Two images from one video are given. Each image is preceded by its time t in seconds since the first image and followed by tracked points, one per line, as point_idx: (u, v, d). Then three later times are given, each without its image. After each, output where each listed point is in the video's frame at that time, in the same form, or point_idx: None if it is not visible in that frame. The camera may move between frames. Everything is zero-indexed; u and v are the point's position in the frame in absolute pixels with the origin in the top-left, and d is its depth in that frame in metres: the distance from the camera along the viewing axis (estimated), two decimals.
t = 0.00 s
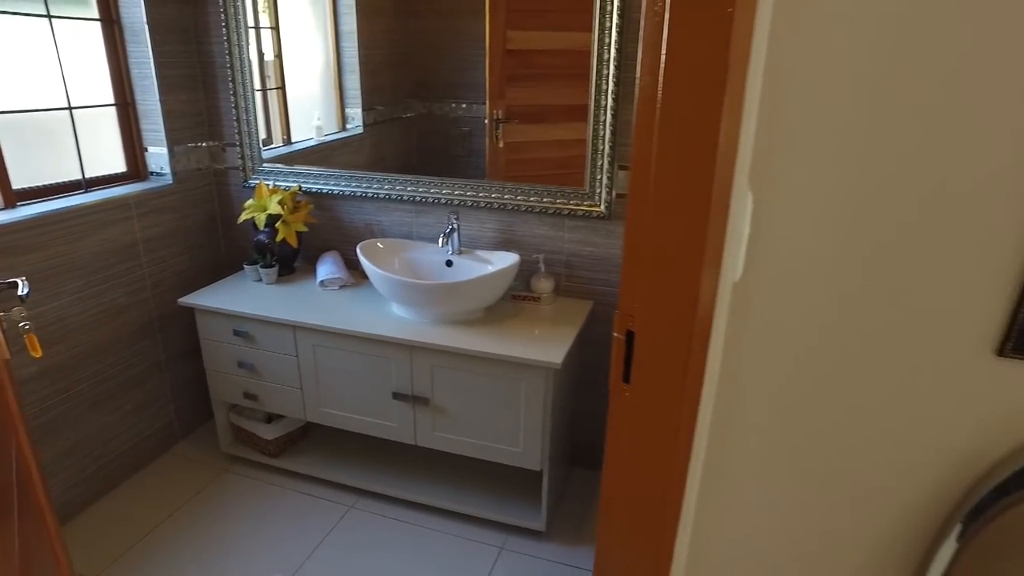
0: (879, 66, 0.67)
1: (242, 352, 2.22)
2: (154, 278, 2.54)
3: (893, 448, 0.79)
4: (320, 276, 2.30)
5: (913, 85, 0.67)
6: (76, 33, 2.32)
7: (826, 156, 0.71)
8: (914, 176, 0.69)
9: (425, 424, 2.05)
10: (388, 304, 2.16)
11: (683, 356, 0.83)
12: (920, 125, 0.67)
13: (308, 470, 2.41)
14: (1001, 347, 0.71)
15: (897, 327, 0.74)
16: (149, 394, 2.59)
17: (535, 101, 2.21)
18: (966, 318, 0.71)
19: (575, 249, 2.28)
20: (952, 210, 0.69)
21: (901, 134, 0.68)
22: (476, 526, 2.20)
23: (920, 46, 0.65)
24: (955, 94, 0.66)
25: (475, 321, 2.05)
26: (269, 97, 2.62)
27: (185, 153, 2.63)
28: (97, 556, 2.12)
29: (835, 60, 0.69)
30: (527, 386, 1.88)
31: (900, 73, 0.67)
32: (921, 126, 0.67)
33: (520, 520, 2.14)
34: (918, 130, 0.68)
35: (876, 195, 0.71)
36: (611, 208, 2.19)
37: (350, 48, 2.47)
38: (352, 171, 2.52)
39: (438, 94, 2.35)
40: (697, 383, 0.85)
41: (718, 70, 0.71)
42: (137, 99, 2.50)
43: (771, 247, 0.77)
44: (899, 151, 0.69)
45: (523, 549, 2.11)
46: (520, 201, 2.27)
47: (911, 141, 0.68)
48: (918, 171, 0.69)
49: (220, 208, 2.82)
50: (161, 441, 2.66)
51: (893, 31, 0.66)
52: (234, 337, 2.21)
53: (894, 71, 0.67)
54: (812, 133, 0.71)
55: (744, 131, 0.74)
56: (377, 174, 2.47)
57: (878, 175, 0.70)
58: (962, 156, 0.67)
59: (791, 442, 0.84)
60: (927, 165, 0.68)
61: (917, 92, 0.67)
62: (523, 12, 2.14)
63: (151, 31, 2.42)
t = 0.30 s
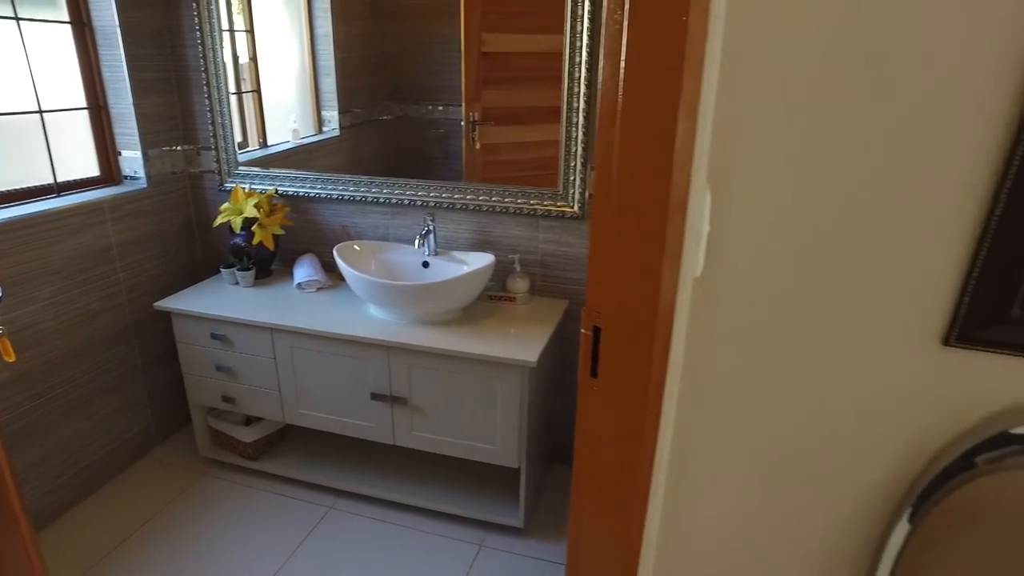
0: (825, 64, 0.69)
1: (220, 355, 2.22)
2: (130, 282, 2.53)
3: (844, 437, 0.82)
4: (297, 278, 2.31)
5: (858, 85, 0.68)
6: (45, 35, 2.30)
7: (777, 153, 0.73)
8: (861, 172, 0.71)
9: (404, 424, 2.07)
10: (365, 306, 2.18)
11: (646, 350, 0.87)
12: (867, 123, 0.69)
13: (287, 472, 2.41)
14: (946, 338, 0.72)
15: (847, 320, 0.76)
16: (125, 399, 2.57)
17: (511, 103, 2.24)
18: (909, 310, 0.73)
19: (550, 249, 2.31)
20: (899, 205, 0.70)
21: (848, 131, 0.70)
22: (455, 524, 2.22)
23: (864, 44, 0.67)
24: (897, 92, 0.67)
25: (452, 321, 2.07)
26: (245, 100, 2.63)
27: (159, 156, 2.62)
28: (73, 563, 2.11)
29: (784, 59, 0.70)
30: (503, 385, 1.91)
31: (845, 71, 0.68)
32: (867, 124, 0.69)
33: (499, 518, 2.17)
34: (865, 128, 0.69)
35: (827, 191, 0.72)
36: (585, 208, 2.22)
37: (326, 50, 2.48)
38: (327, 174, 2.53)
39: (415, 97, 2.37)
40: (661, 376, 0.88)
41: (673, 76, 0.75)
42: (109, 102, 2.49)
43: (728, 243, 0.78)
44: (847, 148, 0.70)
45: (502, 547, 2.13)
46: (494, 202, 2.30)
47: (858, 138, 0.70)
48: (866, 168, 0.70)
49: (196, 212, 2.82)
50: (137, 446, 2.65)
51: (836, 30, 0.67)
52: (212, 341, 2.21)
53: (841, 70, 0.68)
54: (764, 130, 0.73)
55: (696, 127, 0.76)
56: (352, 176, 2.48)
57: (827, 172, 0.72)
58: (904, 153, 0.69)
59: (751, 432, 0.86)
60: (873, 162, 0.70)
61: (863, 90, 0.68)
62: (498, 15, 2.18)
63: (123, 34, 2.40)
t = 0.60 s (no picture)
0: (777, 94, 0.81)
1: (196, 358, 2.22)
2: (104, 286, 2.51)
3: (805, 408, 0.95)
4: (274, 280, 2.31)
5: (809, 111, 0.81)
6: (13, 36, 2.27)
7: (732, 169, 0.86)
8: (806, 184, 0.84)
9: (382, 423, 2.08)
10: (342, 307, 2.18)
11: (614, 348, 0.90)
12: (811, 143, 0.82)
13: (267, 474, 2.41)
14: (900, 327, 0.86)
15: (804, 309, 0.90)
16: (101, 404, 2.56)
17: (486, 104, 2.27)
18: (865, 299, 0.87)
19: (526, 248, 2.34)
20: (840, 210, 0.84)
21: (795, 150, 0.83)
22: (435, 522, 2.24)
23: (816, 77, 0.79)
24: (849, 117, 0.80)
25: (429, 320, 2.09)
26: (219, 102, 2.61)
27: (133, 159, 2.61)
28: (51, 568, 2.09)
29: (741, 88, 0.82)
30: (480, 382, 1.93)
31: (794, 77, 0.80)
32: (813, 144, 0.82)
33: (479, 515, 2.19)
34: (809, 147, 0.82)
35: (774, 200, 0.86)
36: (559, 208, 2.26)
37: (301, 52, 2.48)
38: (303, 176, 2.53)
39: (391, 98, 2.39)
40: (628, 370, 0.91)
41: (634, 79, 0.78)
42: (80, 104, 2.47)
43: (689, 243, 0.91)
44: (795, 164, 0.83)
45: (482, 543, 2.16)
46: (470, 202, 2.32)
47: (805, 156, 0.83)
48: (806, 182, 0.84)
49: (171, 214, 2.80)
50: (114, 451, 2.63)
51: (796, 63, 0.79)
52: (188, 343, 2.20)
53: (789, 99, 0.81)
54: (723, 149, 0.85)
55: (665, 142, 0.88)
56: (328, 178, 2.49)
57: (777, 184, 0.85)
58: (849, 167, 0.82)
59: (713, 405, 1.00)
60: (819, 175, 0.83)
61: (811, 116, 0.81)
62: (472, 17, 2.21)
63: (93, 35, 2.38)
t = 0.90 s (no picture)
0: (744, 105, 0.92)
1: (175, 361, 2.22)
2: (80, 290, 2.50)
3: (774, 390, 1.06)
4: (253, 282, 2.32)
5: (774, 120, 0.92)
6: None
7: (706, 171, 0.96)
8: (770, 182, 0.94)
9: (363, 423, 2.10)
10: (322, 308, 2.20)
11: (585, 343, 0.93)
12: (774, 148, 0.93)
13: (247, 476, 2.41)
14: (861, 317, 0.98)
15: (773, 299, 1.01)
16: (78, 409, 2.54)
17: (463, 106, 2.30)
18: (828, 289, 0.98)
19: (503, 248, 2.37)
20: (802, 208, 0.95)
21: (762, 155, 0.94)
22: (416, 520, 2.26)
23: (776, 92, 0.90)
24: (797, 122, 0.91)
25: (407, 321, 2.11)
26: (195, 105, 2.60)
27: (108, 162, 2.59)
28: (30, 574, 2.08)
29: (703, 95, 0.92)
30: (459, 380, 1.96)
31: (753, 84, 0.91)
32: (776, 147, 0.93)
33: (460, 513, 2.21)
34: (773, 151, 0.93)
35: (743, 197, 0.96)
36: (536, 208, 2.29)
37: (278, 54, 2.47)
38: (281, 179, 2.54)
39: (369, 100, 2.40)
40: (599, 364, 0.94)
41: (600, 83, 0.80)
42: (52, 106, 2.45)
43: (661, 232, 1.01)
44: (761, 168, 0.94)
45: (464, 540, 2.18)
46: (448, 203, 2.34)
47: (769, 160, 0.94)
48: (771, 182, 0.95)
49: (148, 217, 2.79)
50: (92, 456, 2.61)
51: (758, 81, 0.90)
52: (166, 346, 2.20)
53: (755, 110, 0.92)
54: (695, 152, 0.95)
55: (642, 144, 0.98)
56: (306, 180, 2.50)
57: (745, 183, 0.95)
58: (806, 167, 0.93)
59: (688, 386, 1.09)
60: (781, 176, 0.94)
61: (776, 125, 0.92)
62: (448, 19, 2.24)
63: (65, 37, 2.36)
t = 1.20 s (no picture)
0: (707, 105, 0.95)
1: (153, 364, 2.21)
2: (55, 293, 2.48)
3: (742, 380, 1.09)
4: (231, 283, 2.32)
5: (736, 120, 0.95)
6: None
7: (672, 169, 0.99)
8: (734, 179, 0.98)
9: (342, 423, 2.11)
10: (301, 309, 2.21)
11: (554, 339, 0.95)
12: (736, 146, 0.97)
13: (227, 479, 2.41)
14: (823, 310, 1.02)
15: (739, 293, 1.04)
16: (54, 414, 2.52)
17: (440, 107, 2.31)
18: (791, 282, 1.02)
19: (480, 248, 2.39)
20: (764, 204, 0.99)
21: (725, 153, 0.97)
22: (397, 519, 2.28)
23: (738, 92, 0.94)
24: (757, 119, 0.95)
25: (386, 321, 2.12)
26: (171, 107, 2.59)
27: (82, 165, 2.57)
28: None
29: (669, 94, 0.96)
30: (437, 378, 1.98)
31: (715, 82, 0.94)
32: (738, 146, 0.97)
33: (441, 510, 2.23)
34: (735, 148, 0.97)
35: (708, 194, 1.00)
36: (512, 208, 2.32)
37: (255, 56, 2.47)
38: (258, 181, 2.54)
39: (347, 102, 2.42)
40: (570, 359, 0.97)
41: (565, 85, 0.83)
42: (23, 109, 2.42)
43: (629, 227, 1.04)
44: (723, 165, 0.98)
45: (445, 538, 2.20)
46: (425, 203, 2.36)
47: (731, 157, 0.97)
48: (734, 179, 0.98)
49: (122, 220, 2.77)
50: (68, 462, 2.59)
51: (717, 80, 0.94)
52: (144, 350, 2.19)
53: (718, 109, 0.95)
54: (661, 150, 0.99)
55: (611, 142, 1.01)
56: (284, 182, 2.50)
57: (709, 180, 0.99)
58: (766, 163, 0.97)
59: (658, 378, 1.12)
60: (744, 173, 0.98)
61: (737, 124, 0.95)
62: (423, 21, 2.26)
63: (36, 38, 2.33)
